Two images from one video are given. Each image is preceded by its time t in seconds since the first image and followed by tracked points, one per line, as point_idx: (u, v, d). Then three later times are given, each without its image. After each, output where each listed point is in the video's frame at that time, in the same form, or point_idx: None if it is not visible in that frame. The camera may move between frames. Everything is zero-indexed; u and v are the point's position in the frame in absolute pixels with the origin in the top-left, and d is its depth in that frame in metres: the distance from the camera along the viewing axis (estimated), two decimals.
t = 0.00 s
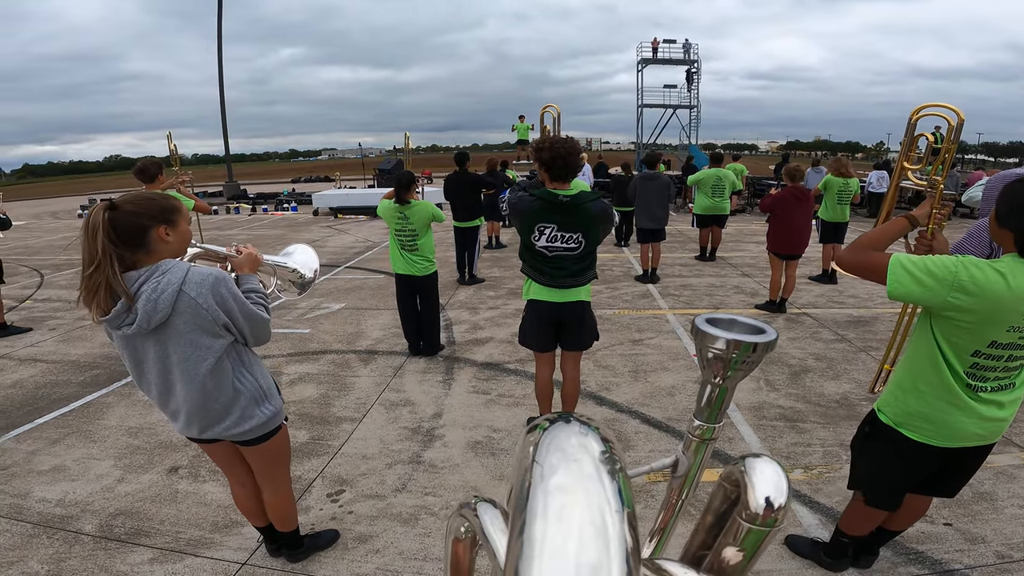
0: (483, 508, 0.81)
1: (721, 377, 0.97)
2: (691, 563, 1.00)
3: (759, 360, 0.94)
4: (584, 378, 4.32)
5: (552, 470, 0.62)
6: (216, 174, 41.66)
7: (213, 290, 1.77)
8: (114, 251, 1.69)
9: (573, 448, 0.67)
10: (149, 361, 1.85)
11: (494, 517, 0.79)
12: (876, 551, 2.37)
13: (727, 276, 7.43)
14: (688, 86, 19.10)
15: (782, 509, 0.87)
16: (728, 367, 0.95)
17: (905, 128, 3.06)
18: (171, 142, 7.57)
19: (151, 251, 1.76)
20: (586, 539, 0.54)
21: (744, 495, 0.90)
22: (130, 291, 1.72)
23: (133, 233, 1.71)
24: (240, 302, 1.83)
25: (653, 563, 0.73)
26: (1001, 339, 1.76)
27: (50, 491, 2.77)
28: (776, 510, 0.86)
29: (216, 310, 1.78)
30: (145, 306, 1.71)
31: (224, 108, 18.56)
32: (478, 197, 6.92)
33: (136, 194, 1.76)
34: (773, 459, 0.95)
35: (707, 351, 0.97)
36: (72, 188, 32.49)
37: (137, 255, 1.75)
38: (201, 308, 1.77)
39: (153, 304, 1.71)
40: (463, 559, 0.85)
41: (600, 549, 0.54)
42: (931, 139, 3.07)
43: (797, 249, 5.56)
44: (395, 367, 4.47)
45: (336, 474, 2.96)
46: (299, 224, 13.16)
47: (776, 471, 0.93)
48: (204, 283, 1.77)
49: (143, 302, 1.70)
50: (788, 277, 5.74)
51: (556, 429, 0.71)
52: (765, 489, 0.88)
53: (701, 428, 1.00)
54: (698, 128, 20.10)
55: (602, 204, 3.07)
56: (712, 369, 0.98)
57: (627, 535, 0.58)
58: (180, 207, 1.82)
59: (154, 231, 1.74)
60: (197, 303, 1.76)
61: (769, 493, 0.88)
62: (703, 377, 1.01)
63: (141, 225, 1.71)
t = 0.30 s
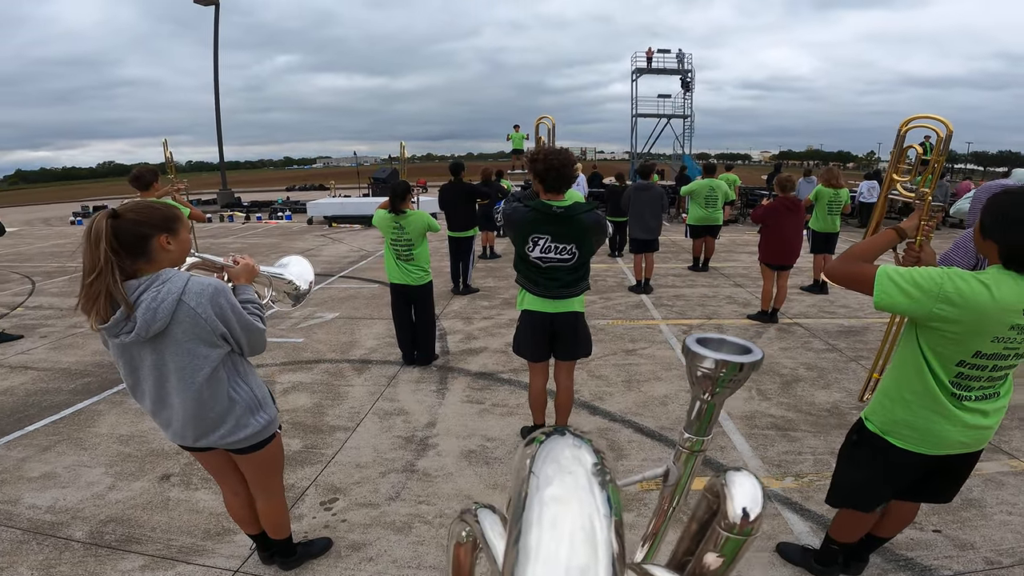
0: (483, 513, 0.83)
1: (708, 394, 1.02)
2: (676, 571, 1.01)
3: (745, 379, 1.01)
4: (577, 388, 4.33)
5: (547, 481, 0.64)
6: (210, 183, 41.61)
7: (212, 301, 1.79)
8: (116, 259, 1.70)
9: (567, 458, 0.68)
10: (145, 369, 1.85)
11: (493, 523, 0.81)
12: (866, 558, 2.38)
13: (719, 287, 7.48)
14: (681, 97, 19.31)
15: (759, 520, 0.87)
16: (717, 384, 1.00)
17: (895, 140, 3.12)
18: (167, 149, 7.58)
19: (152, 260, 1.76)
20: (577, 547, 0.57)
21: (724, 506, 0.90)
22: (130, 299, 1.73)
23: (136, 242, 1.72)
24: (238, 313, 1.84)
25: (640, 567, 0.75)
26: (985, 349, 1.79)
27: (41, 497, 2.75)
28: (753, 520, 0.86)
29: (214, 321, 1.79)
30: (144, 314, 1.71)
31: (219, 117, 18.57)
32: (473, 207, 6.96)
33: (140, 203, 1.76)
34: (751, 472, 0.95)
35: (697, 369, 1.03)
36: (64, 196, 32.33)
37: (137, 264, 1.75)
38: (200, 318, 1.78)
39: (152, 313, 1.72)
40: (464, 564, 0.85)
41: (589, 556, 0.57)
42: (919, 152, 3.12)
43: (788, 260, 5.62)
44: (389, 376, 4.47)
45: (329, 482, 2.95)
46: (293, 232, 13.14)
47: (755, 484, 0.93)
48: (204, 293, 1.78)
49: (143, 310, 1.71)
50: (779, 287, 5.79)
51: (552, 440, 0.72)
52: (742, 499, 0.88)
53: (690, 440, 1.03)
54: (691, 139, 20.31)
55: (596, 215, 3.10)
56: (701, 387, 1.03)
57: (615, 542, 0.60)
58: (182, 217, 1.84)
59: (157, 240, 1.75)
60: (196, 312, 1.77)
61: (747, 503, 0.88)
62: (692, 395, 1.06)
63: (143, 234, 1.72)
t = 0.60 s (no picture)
0: (494, 508, 0.84)
1: (690, 398, 1.09)
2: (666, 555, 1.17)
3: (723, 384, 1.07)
4: (574, 393, 4.34)
5: (548, 474, 0.70)
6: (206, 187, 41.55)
7: (215, 309, 1.80)
8: (120, 268, 1.71)
9: (565, 456, 0.73)
10: (148, 377, 1.86)
11: (504, 517, 0.82)
12: (857, 561, 2.38)
13: (715, 293, 7.52)
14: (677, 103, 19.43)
15: (732, 504, 1.03)
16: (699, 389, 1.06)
17: (884, 148, 3.16)
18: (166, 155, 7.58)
19: (156, 268, 1.78)
20: (576, 530, 0.62)
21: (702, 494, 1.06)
22: (133, 308, 1.74)
23: (140, 251, 1.73)
24: (241, 321, 1.86)
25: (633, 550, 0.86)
26: (974, 356, 1.81)
27: (38, 501, 2.74)
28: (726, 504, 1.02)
29: (217, 328, 1.81)
30: (148, 323, 1.72)
31: (216, 122, 18.60)
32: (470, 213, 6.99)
33: (144, 212, 1.77)
34: (724, 462, 1.11)
35: (680, 375, 1.10)
36: (60, 200, 32.21)
37: (140, 272, 1.76)
38: (204, 326, 1.79)
39: (156, 322, 1.73)
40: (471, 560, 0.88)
41: (586, 539, 0.61)
42: (909, 161, 3.16)
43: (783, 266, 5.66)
44: (386, 382, 4.47)
45: (327, 487, 2.95)
46: (290, 237, 13.13)
47: (728, 474, 1.09)
48: (207, 301, 1.79)
49: (147, 319, 1.73)
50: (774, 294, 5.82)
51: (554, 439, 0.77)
52: (718, 488, 1.04)
53: (677, 440, 1.11)
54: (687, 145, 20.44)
55: (593, 223, 3.12)
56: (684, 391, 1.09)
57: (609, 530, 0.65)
58: (185, 225, 1.84)
59: (161, 248, 1.76)
60: (200, 321, 1.78)
61: (722, 491, 1.04)
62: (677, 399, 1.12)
63: (147, 243, 1.74)
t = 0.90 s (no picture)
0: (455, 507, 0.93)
1: (654, 396, 1.18)
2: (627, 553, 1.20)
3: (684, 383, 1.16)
4: (568, 398, 4.35)
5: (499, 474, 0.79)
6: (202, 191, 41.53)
7: (207, 312, 1.81)
8: (111, 272, 1.71)
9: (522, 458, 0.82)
10: (139, 380, 1.86)
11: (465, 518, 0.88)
12: (850, 564, 2.41)
13: (710, 297, 7.55)
14: (673, 108, 19.54)
15: (680, 504, 1.07)
16: (660, 387, 1.16)
17: (872, 153, 3.20)
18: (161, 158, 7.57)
19: (146, 271, 1.78)
20: (520, 525, 0.68)
21: (653, 494, 1.10)
22: (125, 311, 1.74)
23: (132, 255, 1.73)
24: (233, 323, 1.86)
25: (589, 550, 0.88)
26: (962, 359, 1.83)
27: (29, 504, 2.73)
28: (676, 504, 1.06)
29: (209, 331, 1.81)
30: (139, 326, 1.73)
31: (213, 126, 18.59)
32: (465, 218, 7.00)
33: (133, 216, 1.77)
34: (676, 461, 1.15)
35: (643, 374, 1.18)
36: (54, 204, 32.07)
37: (132, 276, 1.76)
38: (195, 328, 1.80)
39: (148, 325, 1.73)
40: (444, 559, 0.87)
41: (528, 534, 0.67)
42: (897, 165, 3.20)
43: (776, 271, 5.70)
44: (381, 386, 4.46)
45: (320, 491, 2.95)
46: (285, 242, 13.12)
47: (679, 473, 1.13)
48: (199, 304, 1.79)
49: (139, 322, 1.73)
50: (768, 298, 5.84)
51: (513, 441, 0.87)
52: (667, 488, 1.08)
53: (642, 440, 1.19)
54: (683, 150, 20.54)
55: (585, 227, 3.13)
56: (648, 390, 1.19)
57: (554, 527, 0.73)
58: (176, 229, 1.85)
59: (152, 252, 1.76)
60: (191, 323, 1.79)
61: (671, 491, 1.08)
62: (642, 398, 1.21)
63: (138, 247, 1.74)
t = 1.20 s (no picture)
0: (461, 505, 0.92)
1: (664, 397, 1.16)
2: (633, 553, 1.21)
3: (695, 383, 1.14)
4: (565, 401, 4.35)
5: (511, 473, 0.79)
6: (200, 194, 41.51)
7: (206, 314, 1.81)
8: (110, 274, 1.72)
9: (533, 457, 0.82)
10: (138, 381, 1.86)
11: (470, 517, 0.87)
12: (845, 567, 2.41)
13: (708, 300, 7.56)
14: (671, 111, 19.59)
15: (695, 507, 1.09)
16: (672, 388, 1.14)
17: (868, 156, 3.22)
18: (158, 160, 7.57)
19: (146, 273, 1.78)
20: (534, 528, 0.68)
21: (668, 496, 1.11)
22: (125, 313, 1.74)
23: (131, 258, 1.74)
24: (232, 325, 1.86)
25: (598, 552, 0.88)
26: (958, 362, 1.84)
27: (25, 506, 2.72)
28: (691, 506, 1.08)
29: (208, 334, 1.81)
30: (139, 328, 1.73)
31: (211, 128, 18.59)
32: (464, 220, 7.00)
33: (133, 218, 1.77)
34: (690, 463, 1.15)
35: (654, 374, 1.17)
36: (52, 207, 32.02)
37: (132, 278, 1.77)
38: (195, 331, 1.79)
39: (147, 327, 1.74)
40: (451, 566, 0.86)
41: (543, 536, 0.68)
42: (892, 168, 3.22)
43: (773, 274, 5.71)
44: (378, 389, 4.46)
45: (317, 494, 2.94)
46: (283, 244, 13.12)
47: (694, 476, 1.14)
48: (198, 307, 1.80)
49: (138, 324, 1.73)
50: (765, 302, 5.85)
51: (523, 439, 0.87)
52: (683, 491, 1.09)
53: (650, 441, 1.18)
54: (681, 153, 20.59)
55: (582, 231, 3.13)
56: (658, 391, 1.17)
57: (567, 529, 0.73)
58: (175, 232, 1.86)
59: (151, 254, 1.77)
60: (191, 325, 1.79)
61: (686, 494, 1.09)
62: (652, 398, 1.20)
63: (137, 250, 1.74)
